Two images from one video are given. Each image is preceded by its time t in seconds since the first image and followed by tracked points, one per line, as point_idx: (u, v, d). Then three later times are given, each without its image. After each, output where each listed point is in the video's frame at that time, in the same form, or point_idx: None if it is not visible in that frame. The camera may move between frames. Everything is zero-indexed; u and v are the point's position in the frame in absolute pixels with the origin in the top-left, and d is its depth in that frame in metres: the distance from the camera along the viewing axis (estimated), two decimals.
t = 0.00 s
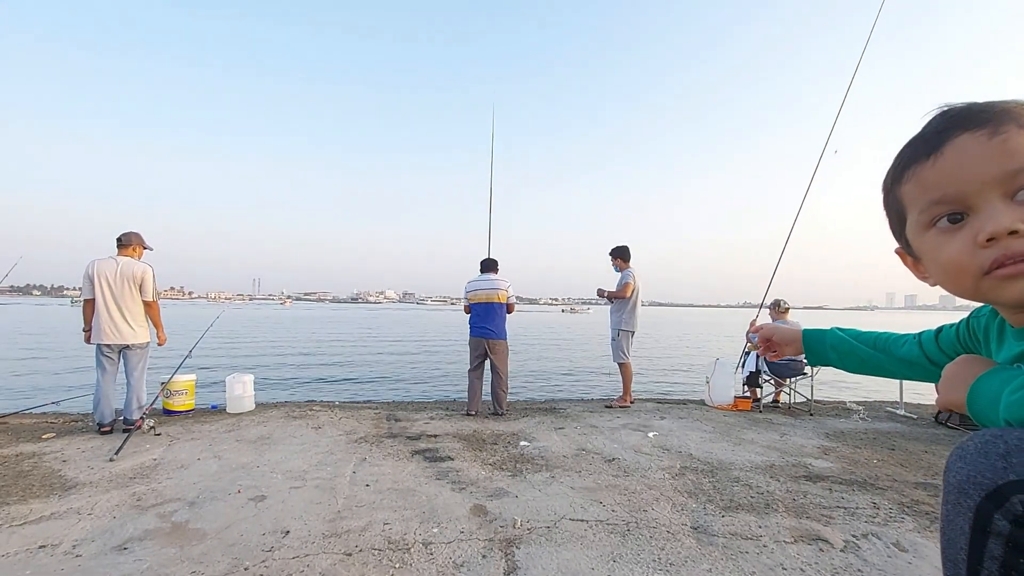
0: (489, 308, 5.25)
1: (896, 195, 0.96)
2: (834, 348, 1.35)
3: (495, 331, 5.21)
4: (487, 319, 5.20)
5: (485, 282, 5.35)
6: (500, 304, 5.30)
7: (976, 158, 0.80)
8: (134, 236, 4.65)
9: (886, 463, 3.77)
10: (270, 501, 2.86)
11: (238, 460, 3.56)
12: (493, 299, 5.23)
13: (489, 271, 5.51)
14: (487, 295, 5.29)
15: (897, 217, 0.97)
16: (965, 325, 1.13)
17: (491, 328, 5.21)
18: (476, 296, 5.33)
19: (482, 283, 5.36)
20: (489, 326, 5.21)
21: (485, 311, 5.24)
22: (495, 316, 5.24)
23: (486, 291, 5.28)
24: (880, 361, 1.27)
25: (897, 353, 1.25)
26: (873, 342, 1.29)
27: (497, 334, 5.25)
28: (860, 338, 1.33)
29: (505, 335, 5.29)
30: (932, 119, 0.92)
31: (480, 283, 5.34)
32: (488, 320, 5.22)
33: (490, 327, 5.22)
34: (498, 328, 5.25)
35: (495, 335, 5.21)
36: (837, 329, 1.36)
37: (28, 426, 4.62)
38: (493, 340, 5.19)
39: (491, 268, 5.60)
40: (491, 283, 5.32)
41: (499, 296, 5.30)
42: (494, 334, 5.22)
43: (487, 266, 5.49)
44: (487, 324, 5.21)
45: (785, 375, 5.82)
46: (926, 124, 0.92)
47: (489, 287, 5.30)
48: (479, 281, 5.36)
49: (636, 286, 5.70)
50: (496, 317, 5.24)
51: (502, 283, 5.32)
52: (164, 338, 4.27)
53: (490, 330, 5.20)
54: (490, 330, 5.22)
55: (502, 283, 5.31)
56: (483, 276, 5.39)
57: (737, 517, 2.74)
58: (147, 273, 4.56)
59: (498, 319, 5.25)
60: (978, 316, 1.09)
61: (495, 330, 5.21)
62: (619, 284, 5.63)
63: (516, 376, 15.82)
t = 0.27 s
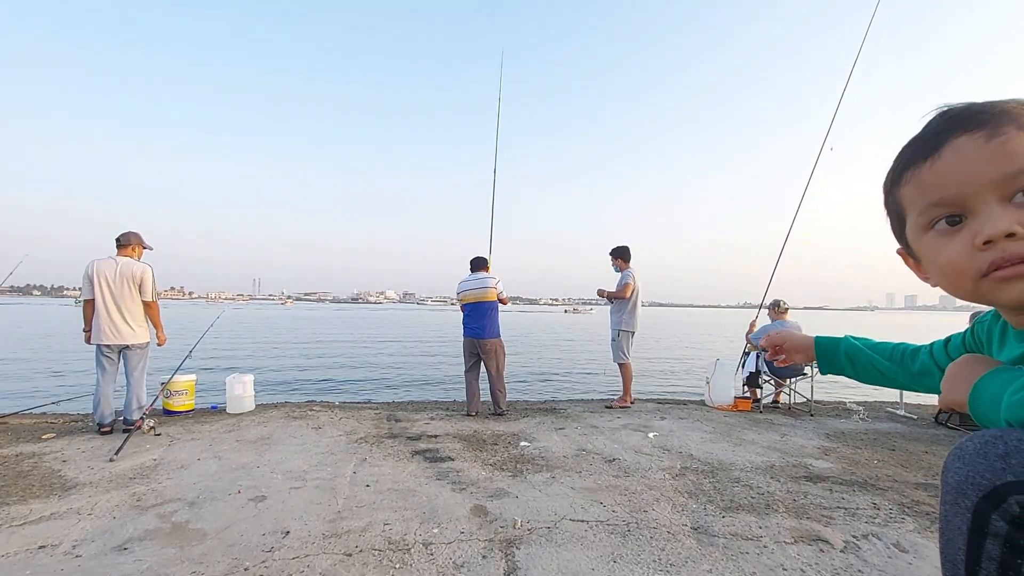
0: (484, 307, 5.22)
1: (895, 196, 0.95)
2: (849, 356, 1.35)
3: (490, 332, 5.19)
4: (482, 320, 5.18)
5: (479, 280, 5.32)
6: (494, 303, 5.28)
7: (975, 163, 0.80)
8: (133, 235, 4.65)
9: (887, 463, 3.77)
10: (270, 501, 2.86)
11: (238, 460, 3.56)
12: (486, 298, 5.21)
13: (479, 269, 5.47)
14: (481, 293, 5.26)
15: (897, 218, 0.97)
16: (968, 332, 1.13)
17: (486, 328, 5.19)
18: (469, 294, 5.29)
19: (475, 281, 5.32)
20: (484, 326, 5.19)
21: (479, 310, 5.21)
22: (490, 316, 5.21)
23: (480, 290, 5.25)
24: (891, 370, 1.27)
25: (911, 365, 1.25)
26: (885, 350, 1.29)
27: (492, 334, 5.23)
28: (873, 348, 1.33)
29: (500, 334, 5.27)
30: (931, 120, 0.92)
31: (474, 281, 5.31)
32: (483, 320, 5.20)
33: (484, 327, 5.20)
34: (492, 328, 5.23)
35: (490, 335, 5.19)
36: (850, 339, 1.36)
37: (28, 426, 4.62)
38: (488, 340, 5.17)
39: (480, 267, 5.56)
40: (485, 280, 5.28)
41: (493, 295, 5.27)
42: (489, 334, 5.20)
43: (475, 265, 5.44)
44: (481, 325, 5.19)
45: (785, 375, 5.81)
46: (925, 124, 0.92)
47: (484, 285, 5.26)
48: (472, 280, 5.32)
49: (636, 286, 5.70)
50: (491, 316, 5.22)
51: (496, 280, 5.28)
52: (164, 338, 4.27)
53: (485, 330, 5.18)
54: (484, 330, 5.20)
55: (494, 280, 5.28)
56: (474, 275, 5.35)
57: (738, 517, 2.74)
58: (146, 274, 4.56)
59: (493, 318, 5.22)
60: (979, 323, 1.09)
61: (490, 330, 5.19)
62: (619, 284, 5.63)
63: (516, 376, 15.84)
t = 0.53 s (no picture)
0: (480, 305, 5.21)
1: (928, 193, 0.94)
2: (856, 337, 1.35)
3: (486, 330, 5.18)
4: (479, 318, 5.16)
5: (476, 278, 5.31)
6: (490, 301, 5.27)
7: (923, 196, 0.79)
8: (133, 236, 4.65)
9: (887, 463, 3.77)
10: (270, 502, 2.86)
11: (238, 461, 3.55)
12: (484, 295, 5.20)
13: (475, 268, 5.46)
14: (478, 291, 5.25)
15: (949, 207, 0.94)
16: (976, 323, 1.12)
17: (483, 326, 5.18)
18: (466, 292, 5.28)
19: (472, 279, 5.31)
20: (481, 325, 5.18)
21: (476, 309, 5.20)
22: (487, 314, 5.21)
23: (477, 288, 5.24)
24: (896, 353, 1.27)
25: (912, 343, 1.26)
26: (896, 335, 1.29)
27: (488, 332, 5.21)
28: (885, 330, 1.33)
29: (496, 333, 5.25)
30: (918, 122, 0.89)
31: (471, 280, 5.30)
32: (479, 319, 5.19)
33: (481, 325, 5.19)
34: (489, 327, 5.22)
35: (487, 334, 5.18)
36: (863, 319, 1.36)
37: (28, 426, 4.62)
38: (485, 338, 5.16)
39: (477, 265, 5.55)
40: (482, 277, 5.28)
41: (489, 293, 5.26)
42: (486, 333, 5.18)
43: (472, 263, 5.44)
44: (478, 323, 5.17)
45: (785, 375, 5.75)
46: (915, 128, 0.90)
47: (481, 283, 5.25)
48: (469, 278, 5.31)
49: (636, 286, 5.70)
50: (488, 315, 5.21)
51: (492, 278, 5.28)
52: (164, 338, 4.27)
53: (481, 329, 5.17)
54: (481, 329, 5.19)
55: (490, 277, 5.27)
56: (469, 274, 5.34)
57: (738, 518, 2.74)
58: (146, 274, 4.56)
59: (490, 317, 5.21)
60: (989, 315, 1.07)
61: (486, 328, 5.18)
62: (619, 284, 5.64)
63: (517, 377, 15.86)
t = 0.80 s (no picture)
0: (481, 306, 5.21)
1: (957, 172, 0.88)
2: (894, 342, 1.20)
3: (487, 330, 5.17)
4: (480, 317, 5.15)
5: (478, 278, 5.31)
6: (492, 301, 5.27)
7: (892, 191, 0.80)
8: (133, 236, 4.65)
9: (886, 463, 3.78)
10: (269, 502, 2.87)
11: (238, 461, 3.56)
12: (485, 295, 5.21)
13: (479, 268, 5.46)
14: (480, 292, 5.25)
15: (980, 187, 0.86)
16: None
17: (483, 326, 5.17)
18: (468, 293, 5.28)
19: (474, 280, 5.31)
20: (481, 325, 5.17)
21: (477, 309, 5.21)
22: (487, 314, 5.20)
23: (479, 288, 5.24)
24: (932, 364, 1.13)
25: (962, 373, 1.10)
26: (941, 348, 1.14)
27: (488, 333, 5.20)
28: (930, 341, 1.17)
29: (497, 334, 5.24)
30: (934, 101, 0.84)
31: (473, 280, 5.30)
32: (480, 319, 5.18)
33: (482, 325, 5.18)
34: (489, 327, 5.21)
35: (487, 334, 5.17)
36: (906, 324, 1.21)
37: (29, 427, 4.63)
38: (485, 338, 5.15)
39: (480, 263, 5.54)
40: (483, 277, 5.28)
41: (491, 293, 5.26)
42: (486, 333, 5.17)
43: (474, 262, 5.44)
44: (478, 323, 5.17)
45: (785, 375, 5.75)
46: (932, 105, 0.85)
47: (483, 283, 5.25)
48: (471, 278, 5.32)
49: (636, 286, 5.70)
50: (489, 315, 5.21)
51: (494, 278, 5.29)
52: (163, 338, 4.28)
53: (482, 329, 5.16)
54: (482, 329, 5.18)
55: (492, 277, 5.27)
56: (471, 275, 5.34)
57: (738, 517, 2.75)
58: (145, 274, 4.56)
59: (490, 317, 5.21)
60: None
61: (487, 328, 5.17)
62: (619, 284, 5.64)
63: (517, 377, 15.87)
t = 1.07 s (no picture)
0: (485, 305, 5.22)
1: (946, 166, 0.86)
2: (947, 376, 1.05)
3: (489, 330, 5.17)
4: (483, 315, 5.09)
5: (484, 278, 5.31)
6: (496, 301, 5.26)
7: (870, 189, 0.79)
8: (133, 236, 4.64)
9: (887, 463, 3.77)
10: (270, 502, 2.87)
11: (238, 461, 3.56)
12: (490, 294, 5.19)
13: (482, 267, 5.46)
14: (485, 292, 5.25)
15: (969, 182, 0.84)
16: None
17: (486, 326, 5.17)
18: (473, 292, 5.29)
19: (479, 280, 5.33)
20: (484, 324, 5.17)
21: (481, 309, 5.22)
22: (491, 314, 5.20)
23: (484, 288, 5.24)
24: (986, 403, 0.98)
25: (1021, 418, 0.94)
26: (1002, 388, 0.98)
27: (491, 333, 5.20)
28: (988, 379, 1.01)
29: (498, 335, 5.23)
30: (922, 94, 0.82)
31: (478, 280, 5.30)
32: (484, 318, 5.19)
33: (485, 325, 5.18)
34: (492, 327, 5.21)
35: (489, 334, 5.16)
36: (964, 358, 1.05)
37: (30, 427, 4.63)
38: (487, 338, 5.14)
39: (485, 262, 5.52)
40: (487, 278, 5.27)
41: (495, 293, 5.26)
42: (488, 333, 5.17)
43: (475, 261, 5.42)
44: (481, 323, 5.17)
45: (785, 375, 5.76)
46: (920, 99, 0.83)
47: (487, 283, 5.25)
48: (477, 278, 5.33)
49: (637, 287, 5.70)
50: (493, 316, 5.19)
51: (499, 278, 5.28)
52: (164, 338, 4.27)
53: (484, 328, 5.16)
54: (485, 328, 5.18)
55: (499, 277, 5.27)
56: (476, 275, 5.33)
57: (738, 518, 2.75)
58: (146, 274, 4.55)
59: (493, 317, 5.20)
60: None
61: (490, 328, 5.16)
62: (620, 285, 5.63)
63: (517, 377, 15.87)
